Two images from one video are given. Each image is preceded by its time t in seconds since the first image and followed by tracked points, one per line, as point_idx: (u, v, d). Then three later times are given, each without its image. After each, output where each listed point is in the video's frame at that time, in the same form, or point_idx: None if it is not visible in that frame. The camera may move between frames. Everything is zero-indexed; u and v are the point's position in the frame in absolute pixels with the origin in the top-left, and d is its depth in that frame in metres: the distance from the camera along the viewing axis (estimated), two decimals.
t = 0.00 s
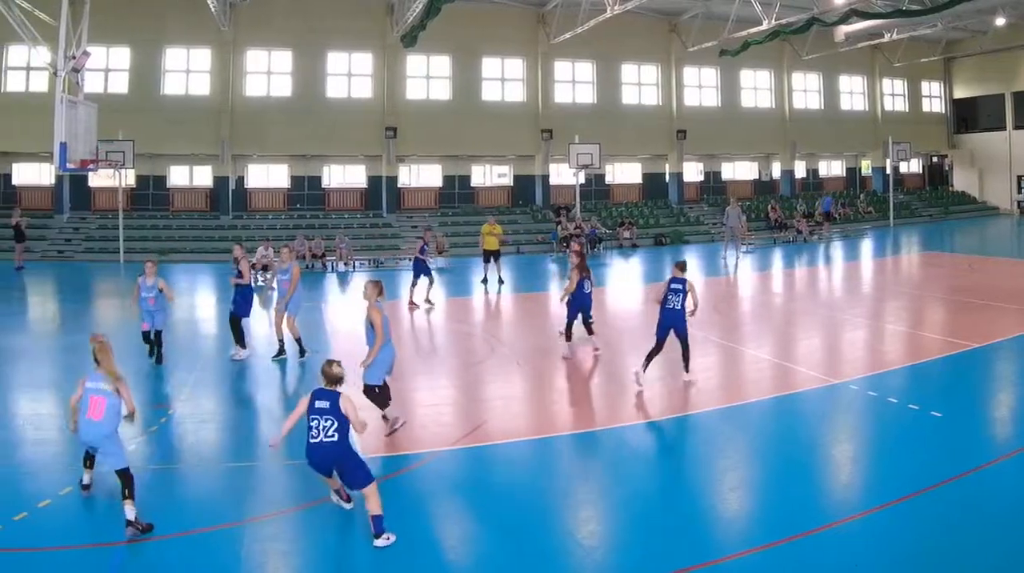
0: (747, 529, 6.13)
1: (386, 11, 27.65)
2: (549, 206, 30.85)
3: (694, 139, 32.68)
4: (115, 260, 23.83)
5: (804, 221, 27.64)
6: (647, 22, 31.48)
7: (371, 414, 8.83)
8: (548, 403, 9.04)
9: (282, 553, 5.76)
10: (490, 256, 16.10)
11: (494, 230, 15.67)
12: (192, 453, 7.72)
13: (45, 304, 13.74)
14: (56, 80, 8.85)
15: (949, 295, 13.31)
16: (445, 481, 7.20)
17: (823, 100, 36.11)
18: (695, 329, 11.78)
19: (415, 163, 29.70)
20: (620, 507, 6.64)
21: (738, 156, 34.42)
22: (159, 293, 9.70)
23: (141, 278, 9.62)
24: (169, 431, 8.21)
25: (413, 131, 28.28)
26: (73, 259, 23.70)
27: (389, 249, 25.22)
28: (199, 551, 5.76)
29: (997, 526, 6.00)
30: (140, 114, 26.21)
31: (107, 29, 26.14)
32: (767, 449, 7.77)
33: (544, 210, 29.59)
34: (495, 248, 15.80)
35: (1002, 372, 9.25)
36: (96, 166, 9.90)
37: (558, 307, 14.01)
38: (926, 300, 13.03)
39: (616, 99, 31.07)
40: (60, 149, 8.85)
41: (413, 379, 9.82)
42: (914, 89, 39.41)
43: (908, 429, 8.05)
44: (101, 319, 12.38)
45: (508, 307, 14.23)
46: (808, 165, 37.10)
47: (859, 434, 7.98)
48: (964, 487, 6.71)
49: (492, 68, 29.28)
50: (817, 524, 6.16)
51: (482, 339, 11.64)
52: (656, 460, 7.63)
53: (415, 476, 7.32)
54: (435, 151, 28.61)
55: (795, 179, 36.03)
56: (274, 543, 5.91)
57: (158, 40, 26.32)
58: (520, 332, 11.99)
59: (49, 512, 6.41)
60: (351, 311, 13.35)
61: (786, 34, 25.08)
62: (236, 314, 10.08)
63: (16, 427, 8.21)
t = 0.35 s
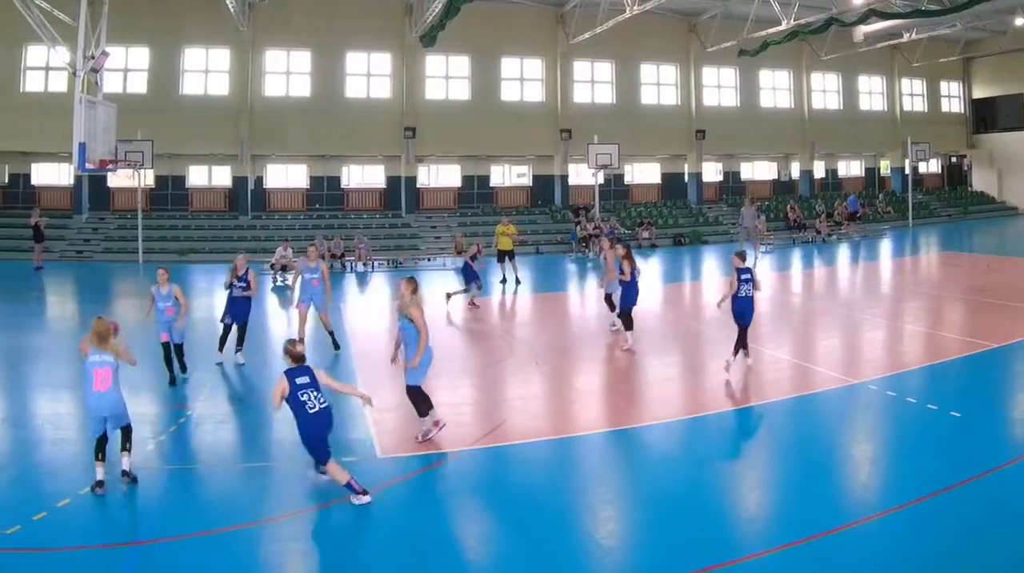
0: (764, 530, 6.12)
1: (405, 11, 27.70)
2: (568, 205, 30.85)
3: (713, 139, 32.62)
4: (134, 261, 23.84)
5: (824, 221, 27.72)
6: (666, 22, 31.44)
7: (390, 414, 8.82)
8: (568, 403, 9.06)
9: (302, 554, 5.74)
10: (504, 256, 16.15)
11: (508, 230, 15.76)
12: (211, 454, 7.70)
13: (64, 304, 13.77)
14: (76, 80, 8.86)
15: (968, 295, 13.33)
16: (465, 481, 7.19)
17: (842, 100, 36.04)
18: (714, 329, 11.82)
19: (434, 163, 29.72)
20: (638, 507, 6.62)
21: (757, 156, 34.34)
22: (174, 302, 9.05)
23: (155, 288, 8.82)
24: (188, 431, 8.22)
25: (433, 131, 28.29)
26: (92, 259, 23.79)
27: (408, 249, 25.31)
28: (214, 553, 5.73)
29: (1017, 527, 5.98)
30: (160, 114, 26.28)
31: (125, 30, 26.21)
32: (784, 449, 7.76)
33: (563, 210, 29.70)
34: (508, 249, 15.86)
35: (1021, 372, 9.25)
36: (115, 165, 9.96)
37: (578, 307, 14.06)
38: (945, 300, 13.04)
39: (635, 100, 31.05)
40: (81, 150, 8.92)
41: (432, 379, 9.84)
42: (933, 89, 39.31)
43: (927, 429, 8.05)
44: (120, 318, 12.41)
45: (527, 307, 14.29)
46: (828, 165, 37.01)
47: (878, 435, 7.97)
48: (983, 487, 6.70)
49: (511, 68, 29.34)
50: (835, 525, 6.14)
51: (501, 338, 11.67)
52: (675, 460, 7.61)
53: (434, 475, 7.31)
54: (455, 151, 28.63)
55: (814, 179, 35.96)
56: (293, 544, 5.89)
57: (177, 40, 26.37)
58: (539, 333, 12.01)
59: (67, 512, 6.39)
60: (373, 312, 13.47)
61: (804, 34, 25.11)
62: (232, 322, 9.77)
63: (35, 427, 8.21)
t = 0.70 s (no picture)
0: (784, 529, 6.02)
1: (424, 11, 27.79)
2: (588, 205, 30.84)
3: (733, 139, 32.61)
4: (155, 261, 23.87)
5: (844, 221, 27.74)
6: (687, 22, 31.45)
7: (410, 414, 8.82)
8: (589, 402, 9.07)
9: (321, 553, 5.66)
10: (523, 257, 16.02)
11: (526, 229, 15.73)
12: (230, 453, 7.67)
13: (85, 304, 13.83)
14: (95, 80, 8.87)
15: (988, 295, 13.34)
16: (484, 481, 7.11)
17: (862, 100, 36.01)
18: (735, 329, 11.86)
19: (454, 163, 29.68)
20: (657, 506, 6.53)
21: (778, 156, 34.27)
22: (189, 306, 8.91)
23: (172, 290, 8.71)
24: (208, 430, 8.22)
25: (451, 131, 28.46)
26: (112, 259, 23.93)
27: (428, 249, 25.47)
28: (237, 553, 5.64)
29: None
30: (180, 114, 26.37)
31: (147, 30, 26.22)
32: (804, 449, 7.69)
33: (583, 210, 29.81)
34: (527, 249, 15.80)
35: None
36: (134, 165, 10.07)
37: (597, 307, 14.08)
38: (965, 300, 13.05)
39: (656, 100, 31.09)
40: (98, 150, 8.97)
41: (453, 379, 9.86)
42: (953, 89, 39.24)
43: (948, 429, 7.99)
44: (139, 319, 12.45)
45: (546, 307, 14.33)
46: (848, 165, 36.77)
47: (898, 435, 7.90)
48: (1007, 488, 6.63)
49: (532, 68, 29.39)
50: (856, 524, 6.05)
51: (522, 338, 11.70)
52: (693, 460, 7.53)
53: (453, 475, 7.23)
54: (474, 153, 28.79)
55: (834, 179, 35.89)
56: (312, 543, 5.81)
57: (198, 40, 26.46)
58: (560, 333, 12.03)
59: (86, 510, 6.33)
60: (394, 314, 13.52)
61: (826, 35, 25.17)
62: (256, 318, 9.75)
63: (55, 427, 8.16)
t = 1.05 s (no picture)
0: (804, 530, 5.99)
1: (446, 11, 27.82)
2: (608, 205, 30.82)
3: (753, 139, 32.61)
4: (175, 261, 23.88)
5: (865, 221, 27.76)
6: (706, 22, 31.45)
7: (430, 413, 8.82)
8: (611, 402, 9.09)
9: (343, 553, 5.63)
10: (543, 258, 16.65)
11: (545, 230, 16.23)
12: (251, 453, 7.64)
13: (106, 304, 13.86)
14: (117, 80, 8.90)
15: (1009, 295, 13.32)
16: (504, 481, 7.07)
17: (882, 100, 35.97)
18: (754, 329, 11.87)
19: (474, 164, 29.70)
20: (676, 506, 6.50)
21: (798, 156, 34.25)
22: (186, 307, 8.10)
23: (166, 292, 7.92)
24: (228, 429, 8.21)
25: (470, 131, 28.48)
26: (131, 260, 23.77)
27: (448, 249, 25.44)
28: (258, 552, 5.62)
29: None
30: (201, 114, 26.48)
31: (167, 29, 26.38)
32: (824, 449, 7.67)
33: (603, 210, 29.82)
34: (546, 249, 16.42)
35: None
36: (156, 165, 10.24)
37: (616, 306, 14.11)
38: (985, 300, 13.03)
39: (676, 100, 31.08)
40: (119, 149, 9.13)
41: (472, 379, 9.87)
42: (972, 89, 39.14)
43: (968, 429, 7.98)
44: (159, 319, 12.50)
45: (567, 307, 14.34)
46: (868, 165, 36.74)
47: (918, 435, 7.89)
48: None
49: (552, 68, 29.43)
50: (876, 525, 6.04)
51: (543, 337, 11.71)
52: (713, 460, 7.52)
53: (473, 475, 7.21)
54: (494, 153, 28.83)
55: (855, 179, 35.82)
56: (333, 543, 5.79)
57: (218, 40, 26.53)
58: (580, 333, 12.03)
59: (105, 511, 6.30)
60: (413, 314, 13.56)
61: (846, 34, 25.15)
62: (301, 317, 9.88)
63: (76, 427, 8.16)
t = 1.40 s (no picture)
0: (824, 529, 5.93)
1: (464, 11, 27.83)
2: (627, 205, 30.81)
3: (772, 139, 32.62)
4: (194, 261, 23.89)
5: (883, 221, 27.81)
6: (726, 22, 31.43)
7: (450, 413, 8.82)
8: (631, 401, 9.11)
9: (362, 553, 5.57)
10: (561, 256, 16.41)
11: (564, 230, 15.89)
12: (269, 453, 7.60)
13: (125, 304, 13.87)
14: (135, 80, 8.93)
15: None
16: (523, 481, 7.02)
17: (901, 100, 35.97)
18: (773, 329, 11.89)
19: (493, 163, 29.74)
20: (695, 506, 6.44)
21: (817, 156, 34.24)
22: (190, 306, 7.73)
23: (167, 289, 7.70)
24: (247, 428, 8.21)
25: (489, 131, 28.50)
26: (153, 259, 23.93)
27: (467, 249, 25.44)
28: (279, 551, 5.56)
29: None
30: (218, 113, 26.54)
31: (185, 29, 26.44)
32: (842, 448, 7.63)
33: (621, 210, 29.83)
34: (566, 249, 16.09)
35: None
36: (175, 164, 10.41)
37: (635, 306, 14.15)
38: (1004, 300, 13.02)
39: (695, 100, 31.08)
40: (138, 150, 9.37)
41: (492, 379, 9.88)
42: (992, 89, 39.06)
43: (988, 429, 7.95)
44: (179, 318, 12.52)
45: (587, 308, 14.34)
46: (887, 165, 36.82)
47: (938, 435, 7.86)
48: None
49: (571, 68, 29.43)
50: (895, 525, 5.98)
51: (562, 337, 11.72)
52: (732, 460, 7.47)
53: (492, 475, 7.16)
54: (512, 153, 28.86)
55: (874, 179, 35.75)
56: (352, 543, 5.73)
57: (237, 40, 26.61)
58: (600, 333, 12.05)
59: (125, 511, 6.24)
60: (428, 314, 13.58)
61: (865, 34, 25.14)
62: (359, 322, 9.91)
63: (96, 427, 8.13)
